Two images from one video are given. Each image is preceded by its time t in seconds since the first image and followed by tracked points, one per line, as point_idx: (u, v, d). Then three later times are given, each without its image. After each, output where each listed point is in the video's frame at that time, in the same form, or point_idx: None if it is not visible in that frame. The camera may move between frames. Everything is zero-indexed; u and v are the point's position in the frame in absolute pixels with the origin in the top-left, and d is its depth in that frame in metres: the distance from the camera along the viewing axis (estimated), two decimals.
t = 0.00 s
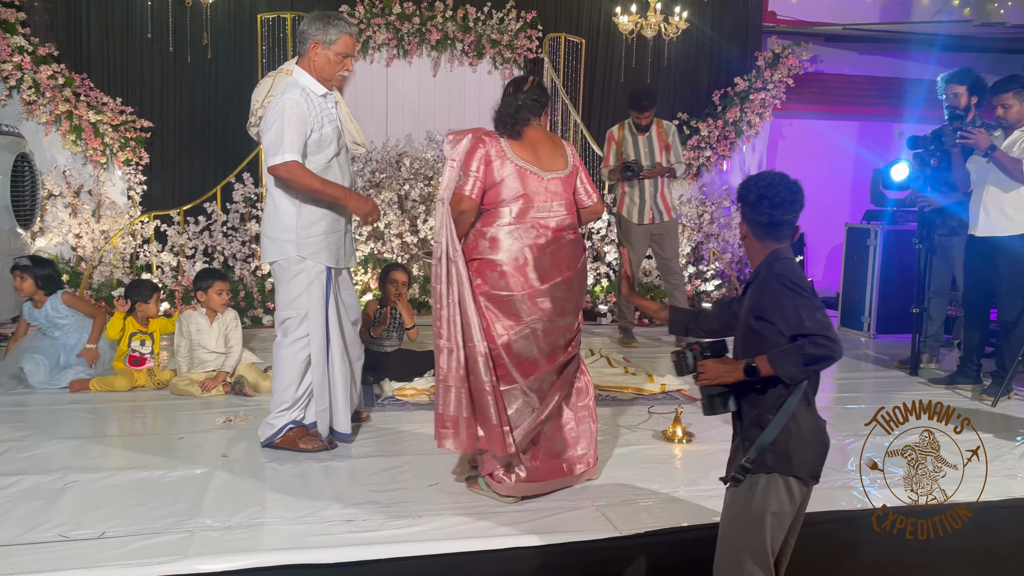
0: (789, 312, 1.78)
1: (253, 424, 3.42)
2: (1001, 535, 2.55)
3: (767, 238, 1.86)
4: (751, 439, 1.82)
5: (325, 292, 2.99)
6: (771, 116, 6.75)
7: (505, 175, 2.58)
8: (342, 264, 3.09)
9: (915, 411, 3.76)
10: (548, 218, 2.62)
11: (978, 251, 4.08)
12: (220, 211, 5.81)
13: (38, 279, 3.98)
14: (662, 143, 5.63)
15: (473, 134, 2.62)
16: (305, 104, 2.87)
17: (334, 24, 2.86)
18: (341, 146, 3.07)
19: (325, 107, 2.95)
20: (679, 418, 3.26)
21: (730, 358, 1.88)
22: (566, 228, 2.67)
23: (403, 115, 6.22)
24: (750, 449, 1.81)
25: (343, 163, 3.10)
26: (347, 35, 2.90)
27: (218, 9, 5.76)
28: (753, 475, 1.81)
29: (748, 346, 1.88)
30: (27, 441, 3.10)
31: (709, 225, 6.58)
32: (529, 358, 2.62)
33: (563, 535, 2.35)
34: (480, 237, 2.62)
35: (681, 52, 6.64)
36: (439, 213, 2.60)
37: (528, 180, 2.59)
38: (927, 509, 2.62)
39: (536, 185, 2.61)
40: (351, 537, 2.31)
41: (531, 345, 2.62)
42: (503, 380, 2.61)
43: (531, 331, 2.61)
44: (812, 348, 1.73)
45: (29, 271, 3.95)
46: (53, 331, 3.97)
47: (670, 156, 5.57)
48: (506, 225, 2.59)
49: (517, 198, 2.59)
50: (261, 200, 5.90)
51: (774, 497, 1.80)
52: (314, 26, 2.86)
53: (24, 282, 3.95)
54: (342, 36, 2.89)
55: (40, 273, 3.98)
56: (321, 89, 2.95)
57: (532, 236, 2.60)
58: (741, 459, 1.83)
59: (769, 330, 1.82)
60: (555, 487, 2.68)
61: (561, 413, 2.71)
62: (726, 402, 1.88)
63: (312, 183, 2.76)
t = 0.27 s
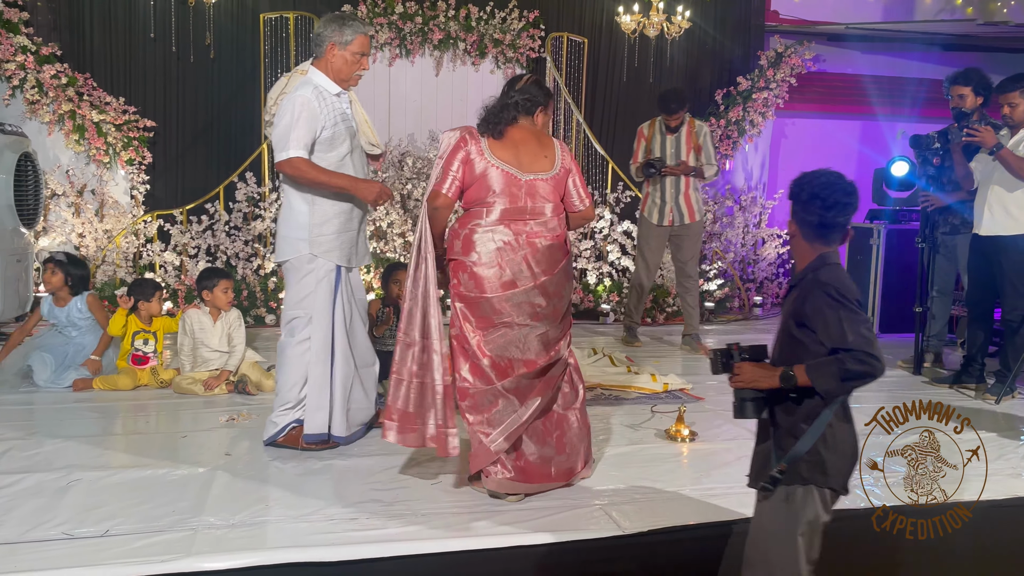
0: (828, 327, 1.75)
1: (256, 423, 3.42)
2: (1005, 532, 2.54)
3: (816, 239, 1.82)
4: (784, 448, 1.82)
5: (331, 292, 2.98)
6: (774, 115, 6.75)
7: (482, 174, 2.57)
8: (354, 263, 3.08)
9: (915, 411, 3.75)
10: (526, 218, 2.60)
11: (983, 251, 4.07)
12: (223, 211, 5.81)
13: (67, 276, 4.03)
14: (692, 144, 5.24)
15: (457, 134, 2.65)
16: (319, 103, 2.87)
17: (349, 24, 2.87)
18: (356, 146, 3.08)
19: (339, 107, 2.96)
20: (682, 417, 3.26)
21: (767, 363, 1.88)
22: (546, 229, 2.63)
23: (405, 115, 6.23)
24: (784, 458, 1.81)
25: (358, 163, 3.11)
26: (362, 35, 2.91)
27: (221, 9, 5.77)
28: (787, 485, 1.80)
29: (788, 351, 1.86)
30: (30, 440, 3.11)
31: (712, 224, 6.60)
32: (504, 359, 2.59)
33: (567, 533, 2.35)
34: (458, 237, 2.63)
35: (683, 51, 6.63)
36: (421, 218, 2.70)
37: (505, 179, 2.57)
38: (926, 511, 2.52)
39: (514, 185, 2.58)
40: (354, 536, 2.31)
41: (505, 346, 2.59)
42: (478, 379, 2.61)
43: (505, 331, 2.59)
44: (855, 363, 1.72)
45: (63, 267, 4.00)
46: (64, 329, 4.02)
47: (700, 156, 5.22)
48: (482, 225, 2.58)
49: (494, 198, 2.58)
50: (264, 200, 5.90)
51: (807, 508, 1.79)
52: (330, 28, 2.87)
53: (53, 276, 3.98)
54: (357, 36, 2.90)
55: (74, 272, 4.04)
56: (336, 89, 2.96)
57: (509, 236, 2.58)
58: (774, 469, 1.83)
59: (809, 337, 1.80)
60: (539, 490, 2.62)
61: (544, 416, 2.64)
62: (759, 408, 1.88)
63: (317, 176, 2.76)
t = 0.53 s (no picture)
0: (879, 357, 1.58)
1: (259, 423, 3.42)
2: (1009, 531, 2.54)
3: (891, 243, 1.63)
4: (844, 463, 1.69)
5: (353, 287, 2.95)
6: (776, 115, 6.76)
7: (476, 176, 2.58)
8: (381, 260, 3.05)
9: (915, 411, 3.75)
10: (521, 219, 2.59)
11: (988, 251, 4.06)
12: (226, 211, 5.83)
13: (88, 272, 4.06)
14: (715, 146, 5.25)
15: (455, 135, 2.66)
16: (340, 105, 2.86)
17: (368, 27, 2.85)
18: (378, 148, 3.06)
19: (360, 109, 2.95)
20: (685, 416, 3.26)
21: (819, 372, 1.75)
22: (543, 231, 2.62)
23: (408, 115, 6.23)
24: (843, 473, 1.70)
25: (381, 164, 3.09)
26: (379, 37, 2.89)
27: (224, 9, 5.77)
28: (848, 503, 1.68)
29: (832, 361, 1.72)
30: (34, 439, 3.11)
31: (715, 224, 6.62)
32: (499, 361, 2.60)
33: (570, 534, 2.34)
34: (456, 238, 2.65)
35: (686, 51, 6.62)
36: (416, 221, 2.76)
37: (498, 180, 2.57)
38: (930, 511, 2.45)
39: (508, 185, 2.57)
40: (358, 535, 2.31)
41: (500, 348, 2.59)
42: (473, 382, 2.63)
43: (499, 334, 2.59)
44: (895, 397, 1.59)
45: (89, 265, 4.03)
46: (72, 323, 4.03)
47: (722, 158, 5.23)
48: (478, 227, 2.59)
49: (489, 198, 2.58)
50: (267, 200, 5.91)
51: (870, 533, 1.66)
52: (347, 33, 2.85)
53: (79, 274, 4.00)
54: (376, 40, 2.89)
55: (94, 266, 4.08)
56: (356, 91, 2.95)
57: (503, 238, 2.58)
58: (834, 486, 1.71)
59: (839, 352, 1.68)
60: (535, 493, 2.61)
61: (540, 420, 2.63)
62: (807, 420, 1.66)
63: (342, 173, 2.76)
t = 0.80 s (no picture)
0: (922, 340, 1.53)
1: (264, 422, 3.42)
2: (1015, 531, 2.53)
3: (990, 236, 1.52)
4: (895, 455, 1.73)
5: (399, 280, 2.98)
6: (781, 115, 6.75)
7: (481, 178, 2.58)
8: (409, 254, 3.08)
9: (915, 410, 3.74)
10: (527, 220, 2.58)
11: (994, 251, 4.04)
12: (231, 210, 5.83)
13: (103, 269, 4.07)
14: (731, 146, 5.24)
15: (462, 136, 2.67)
16: (361, 107, 2.90)
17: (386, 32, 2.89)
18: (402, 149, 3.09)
19: (381, 111, 2.98)
20: (690, 416, 3.25)
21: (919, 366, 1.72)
22: (550, 232, 2.61)
23: (412, 114, 6.24)
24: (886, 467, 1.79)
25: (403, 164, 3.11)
26: (397, 40, 2.92)
27: (229, 9, 5.78)
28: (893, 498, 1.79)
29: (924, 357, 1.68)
30: (40, 439, 3.12)
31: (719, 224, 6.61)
32: (504, 363, 2.61)
33: (574, 534, 2.34)
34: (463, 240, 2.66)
35: (691, 51, 6.62)
36: (425, 224, 2.80)
37: (503, 181, 2.57)
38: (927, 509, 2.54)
39: (513, 187, 2.57)
40: (363, 535, 2.31)
41: (505, 349, 2.61)
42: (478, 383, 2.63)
43: (505, 336, 2.60)
44: (934, 388, 1.54)
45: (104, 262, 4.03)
46: (81, 320, 4.05)
47: (738, 158, 5.22)
48: (485, 228, 2.59)
49: (494, 200, 2.58)
50: (271, 199, 5.91)
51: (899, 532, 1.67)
52: (366, 37, 2.88)
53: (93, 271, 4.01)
54: (395, 43, 2.92)
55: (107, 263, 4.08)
56: (376, 95, 2.96)
57: (509, 240, 2.58)
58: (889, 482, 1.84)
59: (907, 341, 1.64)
60: (538, 495, 2.61)
61: (545, 422, 2.62)
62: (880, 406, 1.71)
63: (370, 174, 2.78)
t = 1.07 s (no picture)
0: (1014, 353, 1.55)
1: (269, 422, 3.43)
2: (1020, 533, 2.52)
3: None
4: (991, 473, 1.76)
5: (412, 280, 2.98)
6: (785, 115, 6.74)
7: (488, 179, 2.58)
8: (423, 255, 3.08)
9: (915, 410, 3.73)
10: (535, 221, 2.57)
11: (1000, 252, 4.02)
12: (236, 211, 5.84)
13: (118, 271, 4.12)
14: (743, 145, 5.26)
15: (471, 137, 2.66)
16: (376, 107, 2.90)
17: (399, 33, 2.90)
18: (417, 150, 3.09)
19: (397, 111, 2.98)
20: (694, 417, 3.25)
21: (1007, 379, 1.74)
22: (559, 233, 2.60)
23: (417, 115, 6.24)
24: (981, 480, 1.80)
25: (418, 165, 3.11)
26: (410, 42, 2.93)
27: (234, 10, 5.80)
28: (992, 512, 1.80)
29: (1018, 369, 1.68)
30: (45, 439, 3.13)
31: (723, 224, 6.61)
32: (511, 364, 2.61)
33: (578, 535, 2.34)
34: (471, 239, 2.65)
35: (695, 50, 6.61)
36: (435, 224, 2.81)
37: (511, 182, 2.56)
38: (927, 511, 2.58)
39: (520, 187, 2.56)
40: (368, 536, 2.32)
41: (512, 350, 2.61)
42: (485, 384, 2.64)
43: (512, 336, 2.61)
44: (1020, 400, 1.57)
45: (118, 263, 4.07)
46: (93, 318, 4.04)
47: (749, 159, 5.24)
48: (492, 229, 2.59)
49: (501, 201, 2.57)
50: (276, 200, 5.92)
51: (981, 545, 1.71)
52: (380, 39, 2.91)
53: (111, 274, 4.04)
54: (408, 45, 2.93)
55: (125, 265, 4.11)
56: (391, 96, 2.97)
57: (517, 240, 2.57)
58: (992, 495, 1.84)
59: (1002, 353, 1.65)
60: (544, 495, 2.61)
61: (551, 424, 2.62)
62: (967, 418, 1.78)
63: (379, 173, 2.77)
